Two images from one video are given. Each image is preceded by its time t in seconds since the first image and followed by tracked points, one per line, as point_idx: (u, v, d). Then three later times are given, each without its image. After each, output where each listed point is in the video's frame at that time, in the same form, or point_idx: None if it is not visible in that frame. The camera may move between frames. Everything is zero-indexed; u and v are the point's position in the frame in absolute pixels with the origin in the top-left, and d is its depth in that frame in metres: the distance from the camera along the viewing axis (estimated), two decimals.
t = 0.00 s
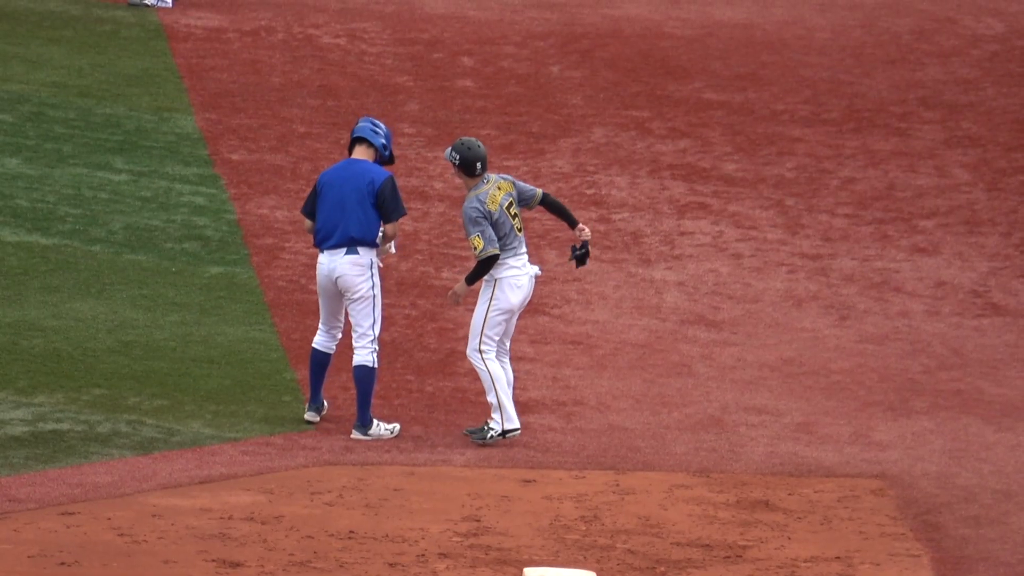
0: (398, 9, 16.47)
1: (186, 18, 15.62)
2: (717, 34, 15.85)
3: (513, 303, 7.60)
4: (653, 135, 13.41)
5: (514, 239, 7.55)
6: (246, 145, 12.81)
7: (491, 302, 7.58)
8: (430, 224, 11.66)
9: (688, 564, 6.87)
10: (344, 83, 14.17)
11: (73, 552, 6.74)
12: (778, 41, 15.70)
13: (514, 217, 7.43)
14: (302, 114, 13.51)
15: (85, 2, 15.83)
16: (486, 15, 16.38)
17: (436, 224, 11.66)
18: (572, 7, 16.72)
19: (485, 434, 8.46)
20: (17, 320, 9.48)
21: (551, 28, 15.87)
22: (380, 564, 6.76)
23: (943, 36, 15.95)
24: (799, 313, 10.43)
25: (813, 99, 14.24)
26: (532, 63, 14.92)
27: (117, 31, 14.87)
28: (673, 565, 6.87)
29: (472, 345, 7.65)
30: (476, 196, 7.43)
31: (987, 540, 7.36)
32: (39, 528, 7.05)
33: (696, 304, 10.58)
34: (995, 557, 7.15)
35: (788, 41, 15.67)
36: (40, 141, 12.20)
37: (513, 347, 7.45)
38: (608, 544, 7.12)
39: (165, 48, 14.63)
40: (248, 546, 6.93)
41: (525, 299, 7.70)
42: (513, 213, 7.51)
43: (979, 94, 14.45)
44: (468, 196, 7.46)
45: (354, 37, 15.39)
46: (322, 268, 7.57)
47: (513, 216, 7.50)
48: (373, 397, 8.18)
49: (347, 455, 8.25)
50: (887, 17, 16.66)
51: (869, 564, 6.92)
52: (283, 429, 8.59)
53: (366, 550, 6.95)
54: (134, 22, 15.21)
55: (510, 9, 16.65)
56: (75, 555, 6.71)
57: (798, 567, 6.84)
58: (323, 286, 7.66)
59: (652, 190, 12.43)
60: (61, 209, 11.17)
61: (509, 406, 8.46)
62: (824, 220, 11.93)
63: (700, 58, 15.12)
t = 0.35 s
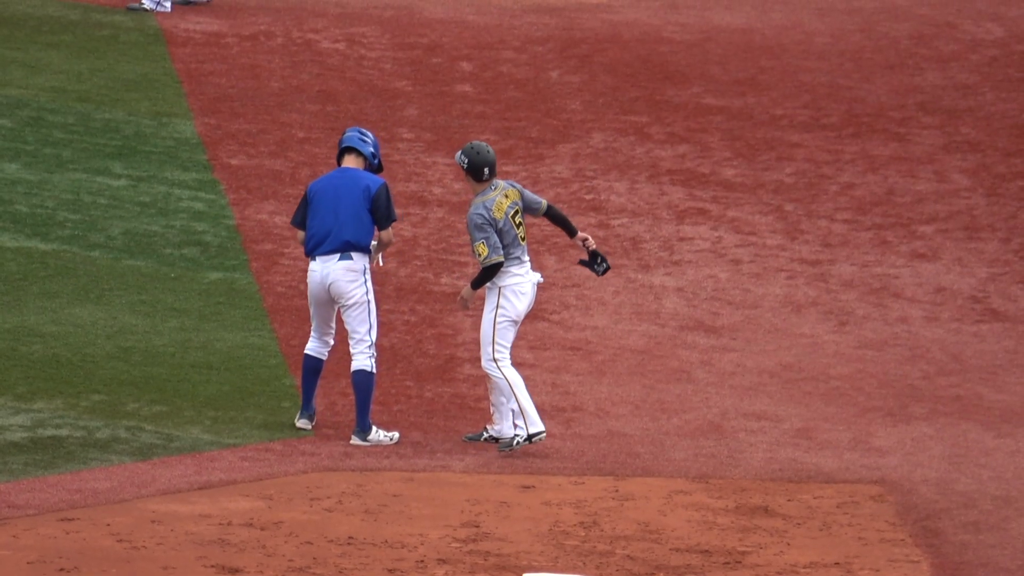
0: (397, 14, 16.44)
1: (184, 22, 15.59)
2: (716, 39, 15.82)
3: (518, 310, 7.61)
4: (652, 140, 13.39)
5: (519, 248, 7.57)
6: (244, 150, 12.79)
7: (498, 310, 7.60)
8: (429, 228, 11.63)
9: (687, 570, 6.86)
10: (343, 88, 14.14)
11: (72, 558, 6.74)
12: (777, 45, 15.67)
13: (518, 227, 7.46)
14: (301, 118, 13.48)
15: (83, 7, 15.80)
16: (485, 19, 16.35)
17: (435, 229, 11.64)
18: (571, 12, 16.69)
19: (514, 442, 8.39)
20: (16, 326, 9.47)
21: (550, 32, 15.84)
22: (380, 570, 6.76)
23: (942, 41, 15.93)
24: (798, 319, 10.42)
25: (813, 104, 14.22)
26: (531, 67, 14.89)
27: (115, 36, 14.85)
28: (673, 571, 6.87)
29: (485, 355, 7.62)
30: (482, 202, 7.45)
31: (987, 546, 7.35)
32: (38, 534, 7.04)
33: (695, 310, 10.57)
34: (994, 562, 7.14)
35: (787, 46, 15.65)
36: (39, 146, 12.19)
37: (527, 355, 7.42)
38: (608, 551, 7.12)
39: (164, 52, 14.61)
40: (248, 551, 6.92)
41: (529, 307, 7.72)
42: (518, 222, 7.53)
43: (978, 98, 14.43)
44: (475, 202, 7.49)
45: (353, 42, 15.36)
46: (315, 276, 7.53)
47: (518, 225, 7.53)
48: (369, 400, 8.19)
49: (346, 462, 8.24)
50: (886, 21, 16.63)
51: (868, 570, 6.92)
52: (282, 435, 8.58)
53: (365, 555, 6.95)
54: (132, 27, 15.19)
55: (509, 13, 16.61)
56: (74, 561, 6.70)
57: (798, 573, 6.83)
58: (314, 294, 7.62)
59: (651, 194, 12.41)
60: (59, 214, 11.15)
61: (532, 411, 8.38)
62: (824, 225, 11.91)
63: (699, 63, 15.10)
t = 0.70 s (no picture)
0: (395, 18, 16.45)
1: (183, 26, 15.61)
2: (714, 42, 15.85)
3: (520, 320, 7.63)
4: (650, 144, 13.41)
5: (523, 261, 7.57)
6: (242, 153, 12.80)
7: (500, 322, 7.62)
8: (427, 232, 11.64)
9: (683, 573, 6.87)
10: (341, 91, 14.16)
11: (69, 561, 6.75)
12: (775, 49, 15.70)
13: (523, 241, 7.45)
14: (300, 121, 13.49)
15: (82, 10, 15.81)
16: (484, 23, 16.38)
17: (433, 232, 11.65)
18: (569, 16, 16.73)
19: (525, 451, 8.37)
20: (13, 328, 9.49)
21: (548, 37, 15.87)
22: (376, 573, 6.77)
23: (940, 45, 15.96)
24: (795, 322, 10.43)
25: (810, 108, 14.24)
26: (529, 71, 14.91)
27: (114, 39, 14.88)
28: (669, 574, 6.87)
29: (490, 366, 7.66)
30: (492, 211, 7.45)
31: (983, 549, 7.36)
32: (35, 537, 7.05)
33: (693, 313, 10.58)
34: (990, 565, 7.15)
35: (785, 50, 15.68)
36: (37, 149, 12.21)
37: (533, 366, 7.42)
38: (604, 553, 7.12)
39: (162, 56, 14.63)
40: (244, 554, 6.93)
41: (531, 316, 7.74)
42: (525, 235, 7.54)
43: (975, 102, 14.45)
44: (485, 208, 7.49)
45: (352, 45, 15.39)
46: (307, 277, 7.55)
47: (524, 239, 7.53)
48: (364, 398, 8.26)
49: (343, 464, 8.26)
50: (884, 26, 16.66)
51: (864, 573, 6.92)
52: (279, 437, 8.58)
53: (362, 558, 6.96)
54: (131, 30, 15.21)
55: (507, 17, 16.63)
56: (71, 564, 6.71)
57: None
58: (306, 296, 7.63)
59: (649, 198, 12.42)
60: (57, 217, 11.17)
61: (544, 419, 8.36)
62: (821, 229, 11.93)
63: (697, 67, 15.12)
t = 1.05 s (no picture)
0: (394, 23, 16.43)
1: (181, 32, 15.60)
2: (713, 49, 15.84)
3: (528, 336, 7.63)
4: (649, 150, 13.41)
5: (534, 276, 7.59)
6: (241, 159, 12.80)
7: (508, 337, 7.61)
8: (426, 238, 11.64)
9: None
10: (339, 98, 14.15)
11: (67, 568, 6.76)
12: (774, 56, 15.69)
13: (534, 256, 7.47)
14: (298, 127, 13.48)
15: (80, 16, 15.81)
16: (482, 29, 16.36)
17: (431, 239, 11.65)
18: (567, 23, 16.72)
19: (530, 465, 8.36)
20: (12, 335, 9.49)
21: (546, 43, 15.86)
22: None
23: (939, 52, 15.95)
24: (794, 329, 10.43)
25: (809, 115, 14.24)
26: (527, 78, 14.90)
27: (112, 46, 14.87)
28: None
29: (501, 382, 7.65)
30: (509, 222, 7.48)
31: (982, 555, 7.37)
32: (34, 543, 7.06)
33: (692, 320, 10.58)
34: (988, 572, 7.16)
35: (784, 57, 15.67)
36: (36, 156, 12.22)
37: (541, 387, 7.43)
38: (603, 560, 7.13)
39: (161, 62, 14.63)
40: (242, 561, 6.94)
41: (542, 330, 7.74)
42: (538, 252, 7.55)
43: (974, 109, 14.45)
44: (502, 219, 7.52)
45: (350, 52, 15.37)
46: (303, 271, 7.61)
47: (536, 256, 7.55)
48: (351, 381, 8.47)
49: (342, 471, 8.26)
50: (883, 32, 16.66)
51: None
52: (278, 444, 8.59)
53: (360, 565, 6.96)
54: (129, 37, 15.21)
55: (506, 23, 16.62)
56: (69, 570, 6.72)
57: None
58: (301, 290, 7.69)
59: (648, 204, 12.42)
60: (56, 223, 11.18)
61: (546, 437, 8.25)
62: (820, 235, 11.93)
63: (696, 74, 15.11)
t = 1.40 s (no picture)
0: (389, 26, 16.42)
1: (177, 35, 15.59)
2: (708, 51, 15.84)
3: (534, 339, 7.64)
4: (644, 153, 13.41)
5: (539, 279, 7.61)
6: (236, 161, 12.80)
7: (514, 340, 7.63)
8: (421, 241, 11.64)
9: None
10: (334, 100, 14.14)
11: (61, 570, 6.76)
12: (769, 58, 15.69)
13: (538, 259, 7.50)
14: (294, 130, 13.47)
15: (75, 18, 15.79)
16: (478, 32, 16.35)
17: (426, 241, 11.65)
18: (563, 25, 16.71)
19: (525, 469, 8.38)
20: (7, 337, 9.49)
21: (542, 46, 15.86)
22: None
23: (934, 54, 15.96)
24: (789, 331, 10.43)
25: (804, 117, 14.24)
26: (523, 80, 14.90)
27: (107, 48, 14.87)
28: None
29: (508, 386, 7.66)
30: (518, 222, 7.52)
31: (977, 558, 7.38)
32: (28, 545, 7.06)
33: (687, 322, 10.58)
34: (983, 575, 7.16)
35: (779, 59, 15.67)
36: (31, 159, 12.22)
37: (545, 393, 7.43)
38: (598, 562, 7.13)
39: (156, 65, 14.62)
40: (237, 563, 6.94)
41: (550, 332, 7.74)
42: (547, 255, 7.57)
43: (969, 111, 14.45)
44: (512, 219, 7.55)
45: (345, 54, 15.36)
46: (294, 271, 7.66)
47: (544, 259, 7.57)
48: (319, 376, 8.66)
49: (337, 473, 8.27)
50: (878, 35, 16.66)
51: None
52: (273, 446, 8.59)
53: (355, 567, 6.97)
54: (125, 39, 15.20)
55: (501, 26, 16.61)
56: (63, 573, 6.72)
57: None
58: (290, 290, 7.73)
59: (642, 207, 12.42)
60: (51, 226, 11.18)
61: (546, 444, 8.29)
62: (814, 237, 11.93)
63: (691, 76, 15.11)
